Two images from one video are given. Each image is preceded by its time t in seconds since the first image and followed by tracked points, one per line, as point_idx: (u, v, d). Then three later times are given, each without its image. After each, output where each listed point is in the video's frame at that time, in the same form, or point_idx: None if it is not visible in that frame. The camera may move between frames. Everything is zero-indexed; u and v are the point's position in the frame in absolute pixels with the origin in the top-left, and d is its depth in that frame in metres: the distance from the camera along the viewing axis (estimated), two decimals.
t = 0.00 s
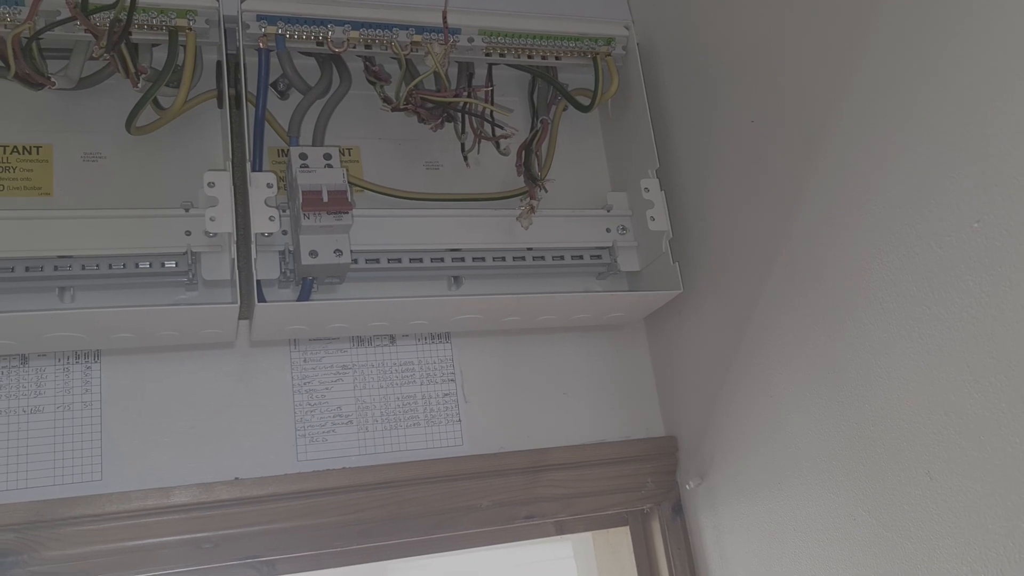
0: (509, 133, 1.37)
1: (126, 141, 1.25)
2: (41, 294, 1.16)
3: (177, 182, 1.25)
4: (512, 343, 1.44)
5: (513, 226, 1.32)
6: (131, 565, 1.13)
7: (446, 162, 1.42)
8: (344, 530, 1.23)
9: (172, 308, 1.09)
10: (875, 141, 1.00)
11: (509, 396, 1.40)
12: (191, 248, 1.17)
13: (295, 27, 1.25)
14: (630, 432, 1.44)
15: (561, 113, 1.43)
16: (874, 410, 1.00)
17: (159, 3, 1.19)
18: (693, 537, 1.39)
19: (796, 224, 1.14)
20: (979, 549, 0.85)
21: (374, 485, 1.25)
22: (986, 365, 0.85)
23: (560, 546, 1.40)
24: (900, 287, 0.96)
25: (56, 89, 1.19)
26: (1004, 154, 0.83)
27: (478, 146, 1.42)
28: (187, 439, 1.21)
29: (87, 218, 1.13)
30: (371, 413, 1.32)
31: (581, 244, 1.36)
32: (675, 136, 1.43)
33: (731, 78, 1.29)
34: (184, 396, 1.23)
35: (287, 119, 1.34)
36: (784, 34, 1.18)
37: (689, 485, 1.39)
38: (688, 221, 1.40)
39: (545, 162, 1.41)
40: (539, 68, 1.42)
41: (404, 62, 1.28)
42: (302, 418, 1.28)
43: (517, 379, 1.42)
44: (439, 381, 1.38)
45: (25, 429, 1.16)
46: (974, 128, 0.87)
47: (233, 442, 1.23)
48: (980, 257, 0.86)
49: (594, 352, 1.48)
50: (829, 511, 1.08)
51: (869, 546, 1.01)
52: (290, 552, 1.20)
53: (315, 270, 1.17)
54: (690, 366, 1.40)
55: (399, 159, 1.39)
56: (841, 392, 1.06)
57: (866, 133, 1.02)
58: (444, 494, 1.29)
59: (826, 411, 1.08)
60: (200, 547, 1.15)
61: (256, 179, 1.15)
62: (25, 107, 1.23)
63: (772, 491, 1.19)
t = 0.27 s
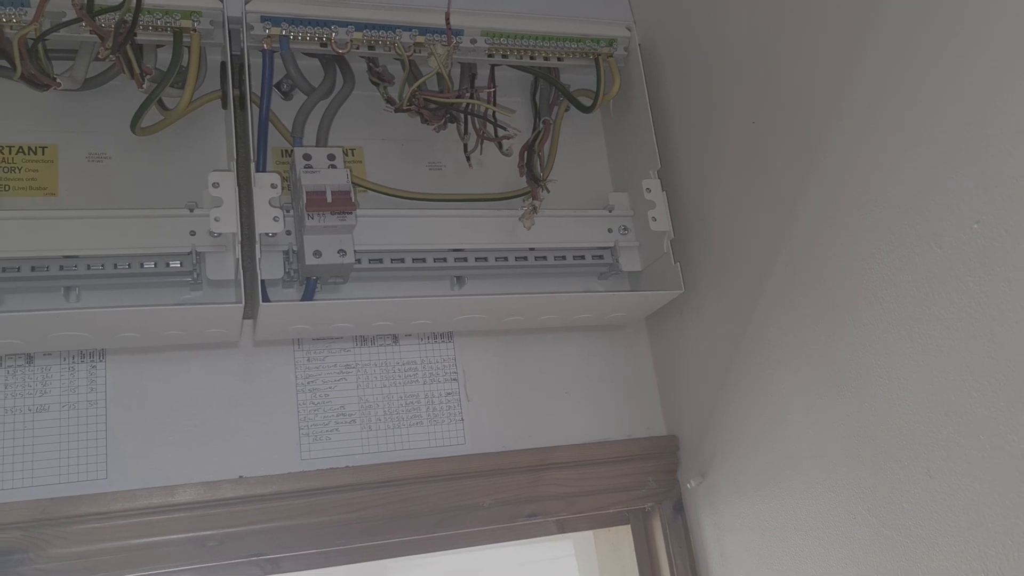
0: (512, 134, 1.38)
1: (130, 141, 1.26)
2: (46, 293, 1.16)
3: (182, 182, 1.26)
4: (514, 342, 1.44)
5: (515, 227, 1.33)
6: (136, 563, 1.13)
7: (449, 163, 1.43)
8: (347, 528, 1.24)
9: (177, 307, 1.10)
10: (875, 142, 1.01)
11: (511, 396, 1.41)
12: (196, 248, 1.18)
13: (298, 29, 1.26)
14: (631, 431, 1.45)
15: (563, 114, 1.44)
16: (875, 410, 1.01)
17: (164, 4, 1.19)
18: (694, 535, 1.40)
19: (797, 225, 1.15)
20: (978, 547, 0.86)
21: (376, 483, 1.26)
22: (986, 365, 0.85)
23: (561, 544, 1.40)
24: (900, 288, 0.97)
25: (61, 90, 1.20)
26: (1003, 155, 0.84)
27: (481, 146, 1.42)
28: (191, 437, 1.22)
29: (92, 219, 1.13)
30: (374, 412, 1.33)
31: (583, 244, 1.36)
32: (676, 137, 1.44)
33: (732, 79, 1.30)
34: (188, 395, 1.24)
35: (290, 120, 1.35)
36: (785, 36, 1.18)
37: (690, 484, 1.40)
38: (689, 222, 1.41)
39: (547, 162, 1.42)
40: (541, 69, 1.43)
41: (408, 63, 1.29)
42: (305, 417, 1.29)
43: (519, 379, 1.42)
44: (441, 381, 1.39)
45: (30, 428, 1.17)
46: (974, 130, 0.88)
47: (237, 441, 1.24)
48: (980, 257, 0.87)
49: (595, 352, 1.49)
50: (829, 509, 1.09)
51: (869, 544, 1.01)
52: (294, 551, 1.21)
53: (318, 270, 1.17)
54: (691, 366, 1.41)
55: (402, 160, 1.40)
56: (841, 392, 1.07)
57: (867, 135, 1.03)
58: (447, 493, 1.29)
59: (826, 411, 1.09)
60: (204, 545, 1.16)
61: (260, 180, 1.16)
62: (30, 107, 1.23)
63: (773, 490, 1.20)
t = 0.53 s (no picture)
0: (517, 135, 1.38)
1: (138, 142, 1.27)
2: (55, 293, 1.17)
3: (189, 182, 1.27)
4: (519, 342, 1.45)
5: (521, 227, 1.34)
6: (144, 561, 1.14)
7: (454, 163, 1.43)
8: (353, 527, 1.24)
9: (185, 307, 1.10)
10: (880, 143, 1.02)
11: (516, 395, 1.42)
12: (204, 248, 1.18)
13: (305, 30, 1.26)
14: (636, 431, 1.46)
15: (568, 114, 1.44)
16: (880, 409, 1.01)
17: (172, 5, 1.20)
18: (699, 534, 1.40)
19: (802, 225, 1.15)
20: (984, 546, 0.86)
21: (383, 482, 1.27)
22: (992, 364, 0.86)
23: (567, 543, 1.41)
24: (905, 288, 0.98)
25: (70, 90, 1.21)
26: (1008, 156, 0.84)
27: (486, 147, 1.43)
28: (199, 436, 1.22)
29: (101, 218, 1.14)
30: (380, 411, 1.34)
31: (589, 244, 1.37)
32: (681, 137, 1.44)
33: (737, 80, 1.30)
34: (196, 394, 1.25)
35: (297, 120, 1.36)
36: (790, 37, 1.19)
37: (694, 483, 1.41)
38: (694, 222, 1.41)
39: (553, 163, 1.42)
40: (547, 70, 1.43)
41: (414, 64, 1.29)
42: (312, 416, 1.29)
43: (524, 378, 1.43)
44: (447, 380, 1.39)
45: (39, 426, 1.17)
46: (979, 131, 0.88)
47: (244, 440, 1.24)
48: (985, 257, 0.87)
49: (600, 351, 1.49)
50: (834, 508, 1.09)
51: (874, 543, 1.02)
52: (301, 549, 1.21)
53: (326, 269, 1.18)
54: (695, 365, 1.41)
55: (407, 160, 1.41)
56: (846, 391, 1.07)
57: (871, 135, 1.03)
58: (453, 491, 1.30)
59: (831, 410, 1.10)
60: (212, 543, 1.17)
61: (268, 180, 1.16)
62: (39, 108, 1.24)
63: (778, 489, 1.20)
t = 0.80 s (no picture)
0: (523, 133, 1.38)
1: (145, 139, 1.27)
2: (63, 290, 1.17)
3: (196, 180, 1.27)
4: (525, 340, 1.45)
5: (527, 225, 1.34)
6: (152, 557, 1.14)
7: (460, 161, 1.43)
8: (360, 524, 1.25)
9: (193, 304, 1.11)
10: (887, 141, 1.02)
11: (521, 393, 1.42)
12: (211, 245, 1.19)
13: (313, 28, 1.27)
14: (641, 429, 1.46)
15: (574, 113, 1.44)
16: (886, 407, 1.02)
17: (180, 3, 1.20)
18: (704, 532, 1.40)
19: (808, 223, 1.16)
20: (991, 543, 0.87)
21: (389, 479, 1.27)
22: (1002, 362, 0.86)
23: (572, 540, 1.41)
24: (912, 286, 0.98)
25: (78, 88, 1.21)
26: (1017, 155, 0.85)
27: (493, 145, 1.43)
28: (206, 433, 1.23)
29: (109, 216, 1.14)
30: (386, 408, 1.34)
31: (594, 242, 1.37)
32: (686, 135, 1.44)
33: (743, 78, 1.31)
34: (203, 391, 1.25)
35: (304, 118, 1.36)
36: (796, 35, 1.19)
37: (699, 481, 1.41)
38: (699, 220, 1.41)
39: (558, 161, 1.42)
40: (552, 69, 1.44)
41: (421, 62, 1.30)
42: (318, 413, 1.30)
43: (530, 376, 1.43)
44: (453, 377, 1.39)
45: (47, 423, 1.18)
46: (988, 130, 0.89)
47: (251, 437, 1.25)
48: (993, 255, 0.87)
49: (605, 349, 1.49)
50: (839, 506, 1.10)
51: (881, 541, 1.02)
52: (307, 545, 1.22)
53: (334, 267, 1.18)
54: (701, 363, 1.41)
55: (413, 158, 1.41)
56: (852, 388, 1.07)
57: (878, 134, 1.03)
58: (459, 488, 1.30)
59: (837, 408, 1.10)
60: (220, 540, 1.17)
61: (275, 178, 1.16)
62: (47, 105, 1.24)
63: (783, 487, 1.21)
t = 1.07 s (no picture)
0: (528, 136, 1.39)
1: (153, 143, 1.28)
2: (72, 292, 1.18)
3: (203, 183, 1.28)
4: (529, 342, 1.46)
5: (532, 228, 1.35)
6: (159, 558, 1.15)
7: (465, 164, 1.44)
8: (365, 525, 1.25)
9: (201, 307, 1.11)
10: (892, 146, 1.02)
11: (526, 395, 1.43)
12: (218, 249, 1.19)
13: (319, 32, 1.27)
14: (645, 431, 1.47)
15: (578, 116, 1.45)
16: (890, 410, 1.02)
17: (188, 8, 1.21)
18: (707, 534, 1.41)
19: (812, 227, 1.16)
20: (994, 546, 0.87)
21: (394, 481, 1.28)
22: (1005, 366, 0.87)
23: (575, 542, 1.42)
24: (917, 290, 0.98)
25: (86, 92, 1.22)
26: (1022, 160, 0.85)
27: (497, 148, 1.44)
28: (212, 435, 1.24)
29: (117, 219, 1.15)
30: (392, 410, 1.35)
31: (599, 246, 1.38)
32: (690, 139, 1.45)
33: (747, 82, 1.31)
34: (210, 393, 1.26)
35: (310, 122, 1.37)
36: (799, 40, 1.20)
37: (703, 483, 1.41)
38: (703, 223, 1.42)
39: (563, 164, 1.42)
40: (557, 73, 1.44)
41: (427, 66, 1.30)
42: (324, 415, 1.30)
43: (534, 378, 1.44)
44: (457, 379, 1.40)
45: (55, 425, 1.19)
46: (993, 135, 0.89)
47: (258, 439, 1.25)
48: (997, 260, 0.88)
49: (609, 352, 1.50)
50: (842, 508, 1.10)
51: (884, 544, 1.03)
52: (313, 546, 1.22)
53: (340, 270, 1.19)
54: (704, 366, 1.42)
55: (419, 161, 1.42)
56: (856, 391, 1.08)
57: (883, 138, 1.04)
58: (464, 490, 1.31)
59: (841, 411, 1.11)
60: (226, 541, 1.18)
61: (282, 182, 1.17)
62: (55, 109, 1.25)
63: (786, 489, 1.21)
